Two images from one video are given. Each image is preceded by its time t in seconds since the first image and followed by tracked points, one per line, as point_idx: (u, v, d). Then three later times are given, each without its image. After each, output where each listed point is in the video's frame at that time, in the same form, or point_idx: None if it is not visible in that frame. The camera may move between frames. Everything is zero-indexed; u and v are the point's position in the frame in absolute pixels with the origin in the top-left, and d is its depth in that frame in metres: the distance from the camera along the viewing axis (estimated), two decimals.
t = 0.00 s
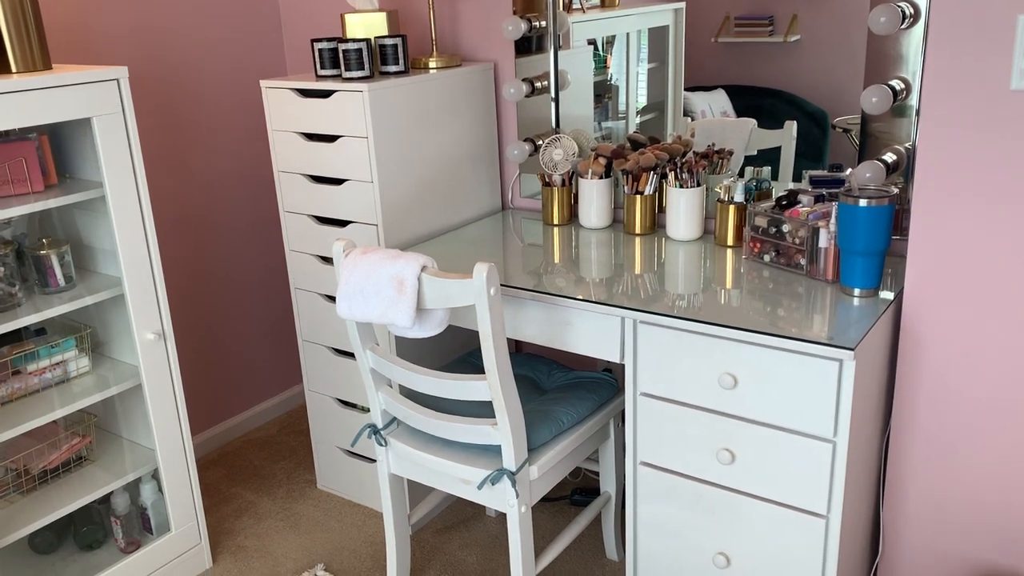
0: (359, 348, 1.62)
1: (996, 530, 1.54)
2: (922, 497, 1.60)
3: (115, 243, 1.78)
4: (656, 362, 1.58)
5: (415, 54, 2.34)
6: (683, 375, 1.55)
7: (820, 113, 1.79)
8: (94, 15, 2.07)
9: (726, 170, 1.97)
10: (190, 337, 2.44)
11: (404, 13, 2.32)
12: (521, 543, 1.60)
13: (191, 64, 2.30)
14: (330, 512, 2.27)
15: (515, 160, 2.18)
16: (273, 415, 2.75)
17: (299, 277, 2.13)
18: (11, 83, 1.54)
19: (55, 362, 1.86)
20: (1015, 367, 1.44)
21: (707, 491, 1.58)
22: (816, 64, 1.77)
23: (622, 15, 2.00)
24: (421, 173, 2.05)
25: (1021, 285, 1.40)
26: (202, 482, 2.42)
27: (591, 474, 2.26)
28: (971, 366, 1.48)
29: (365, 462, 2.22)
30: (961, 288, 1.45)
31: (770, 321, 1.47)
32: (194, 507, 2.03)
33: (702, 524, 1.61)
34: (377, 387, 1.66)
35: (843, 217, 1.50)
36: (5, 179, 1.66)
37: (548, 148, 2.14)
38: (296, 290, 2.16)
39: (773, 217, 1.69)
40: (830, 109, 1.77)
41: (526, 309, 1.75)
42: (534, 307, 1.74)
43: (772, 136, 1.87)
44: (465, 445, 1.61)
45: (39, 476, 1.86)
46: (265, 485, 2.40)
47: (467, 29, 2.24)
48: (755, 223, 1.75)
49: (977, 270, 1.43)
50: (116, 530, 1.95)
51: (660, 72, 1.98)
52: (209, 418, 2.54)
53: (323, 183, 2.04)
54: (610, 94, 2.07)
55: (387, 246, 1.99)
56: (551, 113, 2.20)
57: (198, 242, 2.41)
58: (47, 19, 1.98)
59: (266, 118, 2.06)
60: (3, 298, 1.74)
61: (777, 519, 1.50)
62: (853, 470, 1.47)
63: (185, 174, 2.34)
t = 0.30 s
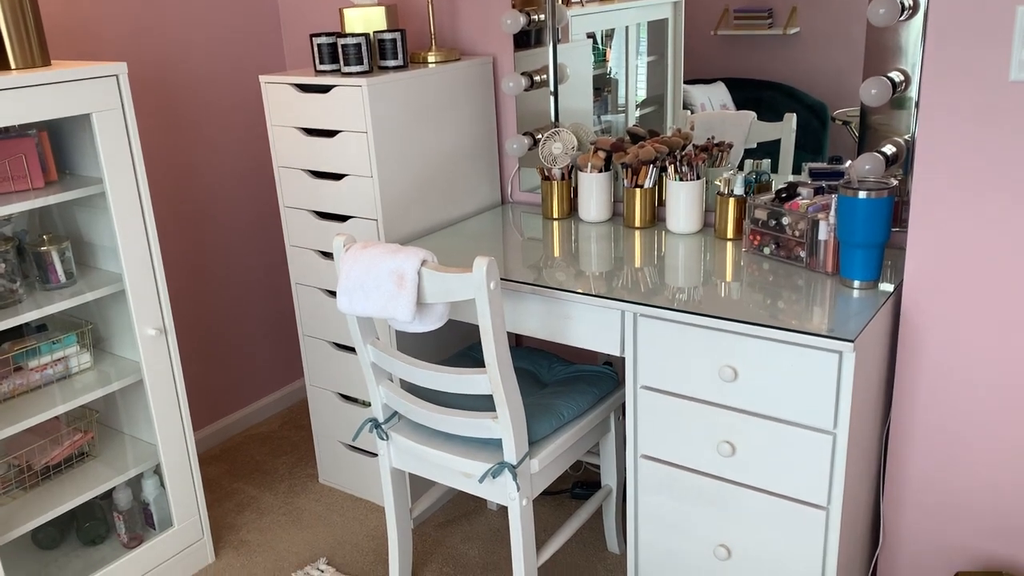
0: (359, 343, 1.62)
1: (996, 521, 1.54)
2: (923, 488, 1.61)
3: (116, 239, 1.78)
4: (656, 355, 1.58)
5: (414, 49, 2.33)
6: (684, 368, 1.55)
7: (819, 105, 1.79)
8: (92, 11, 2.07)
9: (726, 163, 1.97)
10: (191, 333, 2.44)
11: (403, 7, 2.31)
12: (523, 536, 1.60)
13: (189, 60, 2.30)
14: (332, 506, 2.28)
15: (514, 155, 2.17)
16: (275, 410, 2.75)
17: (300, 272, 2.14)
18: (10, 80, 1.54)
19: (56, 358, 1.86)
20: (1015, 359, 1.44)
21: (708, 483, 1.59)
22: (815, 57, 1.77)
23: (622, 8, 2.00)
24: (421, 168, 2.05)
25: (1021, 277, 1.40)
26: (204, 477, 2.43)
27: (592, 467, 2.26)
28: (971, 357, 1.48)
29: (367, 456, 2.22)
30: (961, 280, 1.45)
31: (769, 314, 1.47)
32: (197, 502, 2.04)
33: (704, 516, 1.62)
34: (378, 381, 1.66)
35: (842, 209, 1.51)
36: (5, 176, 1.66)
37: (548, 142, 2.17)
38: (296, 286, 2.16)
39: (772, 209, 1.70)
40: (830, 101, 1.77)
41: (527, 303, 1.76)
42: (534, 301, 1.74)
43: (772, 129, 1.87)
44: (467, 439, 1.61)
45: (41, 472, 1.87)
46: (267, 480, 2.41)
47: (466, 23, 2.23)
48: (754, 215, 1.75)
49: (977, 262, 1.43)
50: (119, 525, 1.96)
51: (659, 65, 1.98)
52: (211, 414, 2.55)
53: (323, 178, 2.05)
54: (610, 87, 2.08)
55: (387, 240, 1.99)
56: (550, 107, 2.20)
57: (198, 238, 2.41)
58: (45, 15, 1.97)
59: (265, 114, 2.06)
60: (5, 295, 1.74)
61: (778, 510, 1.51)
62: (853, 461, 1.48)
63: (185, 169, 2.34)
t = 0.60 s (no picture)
0: (357, 341, 1.61)
1: (996, 514, 1.54)
2: (922, 481, 1.60)
3: (110, 239, 1.77)
4: (655, 351, 1.57)
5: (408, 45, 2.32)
6: (682, 363, 1.54)
7: (815, 98, 1.79)
8: (84, 9, 2.06)
9: (723, 157, 1.97)
10: (187, 332, 2.43)
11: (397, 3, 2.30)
12: (522, 534, 1.60)
13: (182, 57, 2.29)
14: (330, 505, 2.27)
15: (511, 151, 2.19)
16: (272, 409, 2.75)
17: (296, 271, 2.13)
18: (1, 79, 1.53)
19: (51, 359, 1.85)
20: (1015, 352, 1.44)
21: (707, 479, 1.58)
22: (811, 50, 1.76)
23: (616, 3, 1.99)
24: (416, 164, 2.04)
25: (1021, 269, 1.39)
26: (202, 477, 2.42)
27: (590, 463, 2.26)
28: (970, 350, 1.48)
29: (364, 455, 2.21)
30: (960, 273, 1.45)
31: (767, 308, 1.47)
32: (194, 502, 2.03)
33: (703, 512, 1.61)
34: (376, 380, 1.65)
35: (840, 203, 1.50)
36: None
37: (544, 138, 2.14)
38: (292, 284, 2.15)
39: (770, 203, 1.69)
40: (826, 94, 1.76)
41: (524, 299, 1.75)
42: (531, 298, 1.73)
43: (769, 123, 1.86)
44: (465, 436, 1.61)
45: (36, 475, 1.86)
46: (265, 479, 2.40)
47: (461, 19, 2.22)
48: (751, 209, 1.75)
49: (976, 254, 1.43)
50: (116, 526, 1.95)
51: (655, 60, 1.97)
52: (207, 413, 2.54)
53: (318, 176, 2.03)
54: (605, 82, 2.07)
55: (383, 238, 1.98)
56: (546, 103, 2.19)
57: (193, 237, 2.40)
58: (36, 14, 1.96)
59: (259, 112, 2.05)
60: None
61: (778, 506, 1.50)
62: (853, 455, 1.47)
63: (179, 168, 2.33)
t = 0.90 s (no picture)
0: (347, 352, 1.61)
1: (986, 518, 1.55)
2: (913, 487, 1.61)
3: (99, 251, 1.76)
4: (645, 359, 1.58)
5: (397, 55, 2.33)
6: (673, 371, 1.55)
7: (803, 105, 1.80)
8: (72, 21, 2.06)
9: (711, 165, 1.98)
10: (177, 343, 2.42)
11: (385, 12, 2.30)
12: (514, 543, 1.60)
13: (171, 69, 2.29)
14: (322, 516, 2.26)
15: (501, 159, 2.17)
16: (263, 420, 2.74)
17: (286, 282, 2.12)
18: None
19: (40, 372, 1.84)
20: (1004, 356, 1.45)
21: (698, 486, 1.58)
22: (799, 59, 1.77)
23: (605, 12, 2.01)
24: (406, 173, 2.04)
25: (1009, 274, 1.40)
26: (193, 488, 2.41)
27: (582, 472, 2.26)
28: (959, 356, 1.49)
29: (356, 465, 2.21)
30: (949, 278, 1.46)
31: (757, 316, 1.47)
32: (185, 514, 2.01)
33: (695, 520, 1.61)
34: (367, 390, 1.65)
35: (828, 210, 1.51)
36: None
37: (534, 147, 2.16)
38: (282, 295, 2.15)
39: (759, 211, 1.70)
40: (813, 101, 1.77)
41: (515, 308, 1.75)
42: (522, 307, 1.74)
43: (757, 130, 1.87)
44: (456, 446, 1.61)
45: (25, 488, 1.85)
46: (256, 491, 2.39)
47: (450, 29, 2.23)
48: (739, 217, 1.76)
49: (964, 260, 1.44)
50: (107, 540, 1.93)
51: (643, 69, 1.98)
52: (198, 424, 2.53)
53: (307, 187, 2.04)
54: (594, 91, 2.07)
55: (373, 248, 1.98)
56: (535, 112, 2.19)
57: (183, 248, 2.39)
58: (23, 26, 1.96)
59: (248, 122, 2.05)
60: None
61: (769, 512, 1.51)
62: (844, 461, 1.48)
63: (168, 179, 2.32)
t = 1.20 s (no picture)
0: (326, 391, 1.61)
1: (966, 551, 1.55)
2: (893, 521, 1.62)
3: (76, 290, 1.75)
4: (625, 394, 1.58)
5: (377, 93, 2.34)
6: (653, 406, 1.55)
7: (778, 141, 1.82)
8: (52, 61, 2.06)
9: (689, 202, 1.99)
10: (155, 382, 2.40)
11: (365, 51, 2.32)
12: None
13: (151, 107, 2.30)
14: (301, 556, 2.23)
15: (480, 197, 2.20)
16: (241, 459, 2.70)
17: (265, 319, 2.12)
18: None
19: (15, 413, 1.81)
20: (980, 388, 1.46)
21: (680, 523, 1.58)
22: (773, 97, 1.81)
23: (583, 50, 2.06)
24: (387, 210, 2.05)
25: (980, 309, 1.42)
26: (169, 529, 2.37)
27: (564, 509, 2.25)
28: (934, 390, 1.50)
29: (335, 504, 2.18)
30: (924, 311, 1.47)
31: (735, 351, 1.48)
32: (161, 556, 1.99)
33: (677, 557, 1.61)
34: (346, 428, 1.64)
35: (802, 247, 1.53)
36: None
37: (514, 183, 2.18)
38: (261, 332, 2.14)
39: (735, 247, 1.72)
40: (788, 139, 1.80)
41: (495, 344, 1.75)
42: (502, 343, 1.74)
43: (733, 167, 1.90)
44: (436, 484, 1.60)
45: None
46: (234, 531, 2.35)
47: (430, 68, 2.25)
48: (717, 253, 1.79)
49: (938, 293, 1.45)
50: None
51: (622, 106, 2.01)
52: (175, 464, 2.50)
53: (287, 224, 2.04)
54: (572, 127, 2.12)
55: (353, 285, 1.99)
56: (514, 148, 2.21)
57: (161, 285, 2.38)
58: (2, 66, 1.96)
59: (228, 161, 2.05)
60: None
61: (750, 548, 1.51)
62: (823, 496, 1.48)
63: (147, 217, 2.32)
